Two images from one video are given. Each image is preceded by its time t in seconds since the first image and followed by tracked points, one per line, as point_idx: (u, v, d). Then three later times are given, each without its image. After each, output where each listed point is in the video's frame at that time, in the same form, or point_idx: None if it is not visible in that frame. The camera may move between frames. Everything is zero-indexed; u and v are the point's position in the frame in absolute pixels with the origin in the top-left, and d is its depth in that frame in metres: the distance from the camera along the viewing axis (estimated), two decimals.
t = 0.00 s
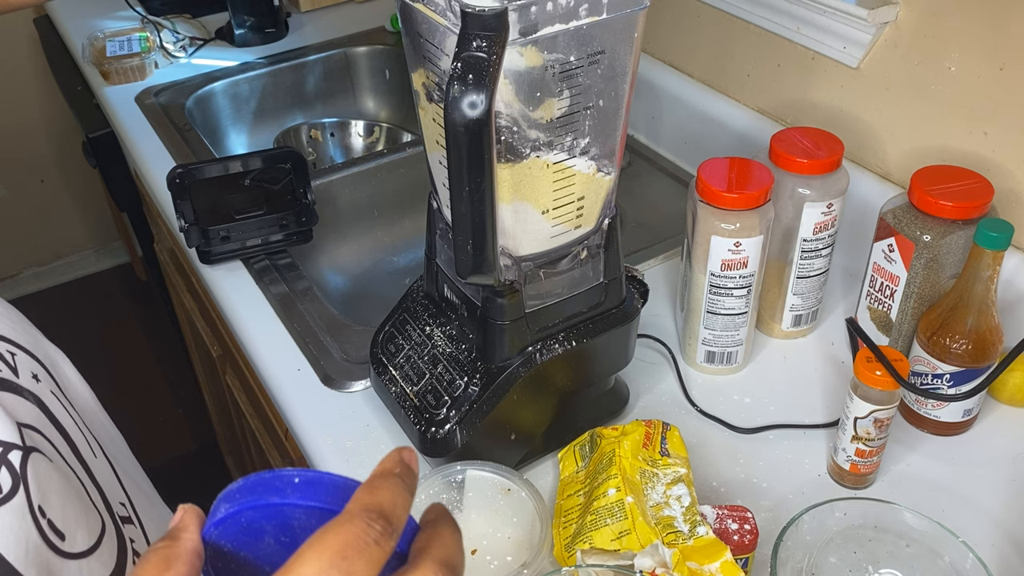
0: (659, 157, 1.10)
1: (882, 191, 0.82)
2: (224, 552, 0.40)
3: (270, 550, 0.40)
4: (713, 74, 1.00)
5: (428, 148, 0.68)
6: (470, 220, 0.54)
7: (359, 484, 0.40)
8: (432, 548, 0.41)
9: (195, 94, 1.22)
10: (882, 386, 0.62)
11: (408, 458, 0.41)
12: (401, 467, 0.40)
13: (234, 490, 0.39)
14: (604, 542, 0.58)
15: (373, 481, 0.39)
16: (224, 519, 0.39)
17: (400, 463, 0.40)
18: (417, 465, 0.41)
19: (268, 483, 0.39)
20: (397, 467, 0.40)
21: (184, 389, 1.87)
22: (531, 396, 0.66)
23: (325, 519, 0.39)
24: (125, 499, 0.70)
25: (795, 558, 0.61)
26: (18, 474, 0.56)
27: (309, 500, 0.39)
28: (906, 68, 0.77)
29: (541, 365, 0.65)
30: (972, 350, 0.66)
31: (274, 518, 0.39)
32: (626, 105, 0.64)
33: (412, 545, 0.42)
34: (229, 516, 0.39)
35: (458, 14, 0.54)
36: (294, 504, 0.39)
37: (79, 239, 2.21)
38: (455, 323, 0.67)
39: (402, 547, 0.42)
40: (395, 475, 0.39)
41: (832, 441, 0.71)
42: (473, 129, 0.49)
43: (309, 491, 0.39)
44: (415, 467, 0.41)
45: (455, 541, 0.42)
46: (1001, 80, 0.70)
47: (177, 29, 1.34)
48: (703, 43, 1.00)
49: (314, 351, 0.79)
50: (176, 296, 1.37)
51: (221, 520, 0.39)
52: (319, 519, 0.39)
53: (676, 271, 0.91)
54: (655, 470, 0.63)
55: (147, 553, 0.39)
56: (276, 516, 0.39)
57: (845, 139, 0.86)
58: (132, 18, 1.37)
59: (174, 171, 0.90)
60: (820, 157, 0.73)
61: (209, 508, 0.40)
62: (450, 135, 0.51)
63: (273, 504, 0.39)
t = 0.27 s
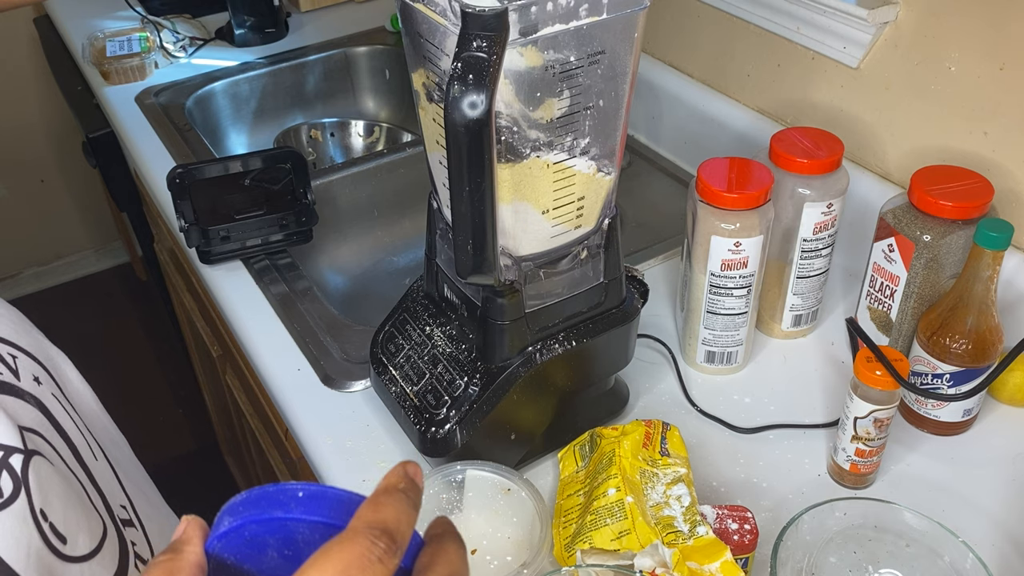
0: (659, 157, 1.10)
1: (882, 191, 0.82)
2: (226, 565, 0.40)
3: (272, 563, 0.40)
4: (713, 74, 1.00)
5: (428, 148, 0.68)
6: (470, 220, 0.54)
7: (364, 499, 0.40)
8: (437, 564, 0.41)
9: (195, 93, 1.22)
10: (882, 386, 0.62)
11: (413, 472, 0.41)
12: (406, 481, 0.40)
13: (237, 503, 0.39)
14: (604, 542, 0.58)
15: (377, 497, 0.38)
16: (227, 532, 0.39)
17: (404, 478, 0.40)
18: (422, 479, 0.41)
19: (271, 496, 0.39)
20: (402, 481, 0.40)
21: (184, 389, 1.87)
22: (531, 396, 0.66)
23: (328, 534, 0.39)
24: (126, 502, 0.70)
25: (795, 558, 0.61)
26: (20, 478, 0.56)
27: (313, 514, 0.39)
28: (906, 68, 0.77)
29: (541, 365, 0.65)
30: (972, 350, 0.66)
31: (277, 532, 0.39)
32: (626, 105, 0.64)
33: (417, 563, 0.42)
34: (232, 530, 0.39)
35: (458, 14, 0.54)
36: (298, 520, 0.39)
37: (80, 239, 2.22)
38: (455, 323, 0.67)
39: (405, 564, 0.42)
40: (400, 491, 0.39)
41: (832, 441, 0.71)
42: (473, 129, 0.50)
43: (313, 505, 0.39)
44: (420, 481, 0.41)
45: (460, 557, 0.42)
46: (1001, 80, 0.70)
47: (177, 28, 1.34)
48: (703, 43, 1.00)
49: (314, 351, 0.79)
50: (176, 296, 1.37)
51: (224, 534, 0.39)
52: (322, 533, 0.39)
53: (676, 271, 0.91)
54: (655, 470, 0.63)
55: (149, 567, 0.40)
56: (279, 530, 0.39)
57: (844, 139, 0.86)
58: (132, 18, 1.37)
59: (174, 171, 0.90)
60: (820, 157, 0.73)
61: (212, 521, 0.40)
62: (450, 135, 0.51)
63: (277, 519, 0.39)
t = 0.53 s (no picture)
0: (659, 157, 1.10)
1: (882, 191, 0.82)
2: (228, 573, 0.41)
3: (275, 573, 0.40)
4: (713, 74, 1.00)
5: (428, 148, 0.68)
6: (470, 220, 0.54)
7: (366, 510, 0.40)
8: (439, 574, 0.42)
9: (195, 93, 1.22)
10: (882, 386, 0.62)
11: (417, 483, 0.41)
12: (410, 493, 0.40)
13: (240, 513, 0.39)
14: (604, 542, 0.58)
15: (381, 510, 0.39)
16: (230, 542, 0.39)
17: (408, 490, 0.40)
18: (425, 491, 0.41)
19: (274, 507, 0.39)
20: (406, 493, 0.40)
21: (184, 389, 1.87)
22: (531, 396, 0.66)
23: (331, 545, 0.39)
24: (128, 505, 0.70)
25: (795, 558, 0.61)
26: (21, 482, 0.56)
27: (315, 526, 0.39)
28: (906, 68, 0.77)
29: (541, 365, 0.65)
30: (972, 350, 0.66)
31: (280, 543, 0.39)
32: (626, 105, 0.64)
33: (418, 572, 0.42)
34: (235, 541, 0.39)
35: (458, 13, 0.54)
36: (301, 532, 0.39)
37: (80, 239, 2.21)
38: (455, 323, 0.67)
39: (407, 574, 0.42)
40: (404, 503, 0.39)
41: (832, 441, 0.71)
42: (473, 129, 0.50)
43: (315, 516, 0.39)
44: (424, 493, 0.41)
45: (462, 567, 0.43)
46: (1001, 80, 0.70)
47: (177, 29, 1.34)
48: (703, 44, 1.00)
49: (314, 351, 0.79)
50: (176, 296, 1.37)
51: (227, 544, 0.39)
52: (325, 544, 0.39)
53: (676, 271, 0.91)
54: (655, 470, 0.63)
55: None
56: (281, 542, 0.39)
57: (844, 139, 0.86)
58: (132, 18, 1.37)
59: (174, 171, 0.90)
60: (820, 157, 0.73)
61: (215, 530, 0.40)
62: (450, 135, 0.51)
63: (279, 530, 0.39)
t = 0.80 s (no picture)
0: (659, 157, 1.10)
1: (882, 191, 0.82)
2: None
3: None
4: (714, 74, 1.00)
5: (428, 148, 0.68)
6: (470, 221, 0.54)
7: (371, 520, 0.40)
8: None
9: (195, 93, 1.22)
10: (882, 386, 0.62)
11: (422, 495, 0.42)
12: (416, 504, 0.41)
13: (245, 521, 0.39)
14: (604, 542, 0.58)
15: (388, 519, 0.40)
16: (234, 551, 0.39)
17: (415, 500, 0.41)
18: (431, 502, 0.42)
19: (279, 516, 0.39)
20: (411, 503, 0.41)
21: (185, 389, 1.87)
22: (531, 396, 0.66)
23: (336, 556, 0.39)
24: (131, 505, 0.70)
25: (795, 558, 0.61)
26: (24, 487, 0.56)
27: (321, 536, 0.39)
28: (906, 68, 0.77)
29: (541, 365, 0.65)
30: (972, 350, 0.66)
31: (284, 552, 0.39)
32: (626, 105, 0.64)
33: None
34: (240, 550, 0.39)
35: (457, 13, 0.54)
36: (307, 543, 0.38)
37: (80, 239, 2.21)
38: (455, 323, 0.67)
39: None
40: (410, 513, 0.40)
41: (832, 441, 0.71)
42: (473, 129, 0.50)
43: (320, 527, 0.39)
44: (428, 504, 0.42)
45: None
46: (1001, 80, 0.70)
47: (177, 29, 1.34)
48: (703, 43, 1.00)
49: (314, 351, 0.79)
50: (176, 296, 1.37)
51: (232, 553, 0.39)
52: (330, 555, 0.39)
53: (676, 271, 0.91)
54: (655, 470, 0.63)
55: None
56: (286, 551, 0.39)
57: (844, 139, 0.86)
58: (132, 18, 1.36)
59: (174, 171, 0.90)
60: (820, 158, 0.73)
61: (219, 539, 0.39)
62: (450, 136, 0.50)
63: (284, 539, 0.38)
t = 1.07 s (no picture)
0: (659, 157, 1.10)
1: (882, 191, 0.82)
2: None
3: None
4: (713, 75, 1.00)
5: (428, 148, 0.68)
6: (470, 220, 0.54)
7: (379, 522, 0.41)
8: None
9: (195, 93, 1.22)
10: (882, 386, 0.62)
11: (430, 496, 0.42)
12: (424, 504, 0.42)
13: (254, 523, 0.39)
14: (604, 542, 0.58)
15: (397, 523, 0.40)
16: (243, 552, 0.39)
17: (423, 502, 0.42)
18: (438, 504, 0.43)
19: (289, 517, 0.39)
20: (420, 505, 0.41)
21: (184, 389, 1.87)
22: (531, 396, 0.66)
23: (345, 558, 0.40)
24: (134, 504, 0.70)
25: (795, 558, 0.61)
26: (30, 487, 0.56)
27: (330, 537, 0.39)
28: (906, 68, 0.77)
29: (541, 365, 0.65)
30: (972, 350, 0.66)
31: (293, 554, 0.39)
32: (626, 105, 0.64)
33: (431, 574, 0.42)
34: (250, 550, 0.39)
35: (457, 13, 0.54)
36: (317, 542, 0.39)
37: (80, 239, 2.21)
38: (455, 323, 0.67)
39: None
40: (419, 515, 0.41)
41: (832, 441, 0.71)
42: (473, 129, 0.50)
43: (330, 528, 0.39)
44: (436, 506, 0.43)
45: None
46: (1001, 80, 0.70)
47: (177, 29, 1.34)
48: (703, 44, 1.00)
49: (314, 351, 0.79)
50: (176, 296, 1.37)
51: (240, 554, 0.39)
52: (339, 556, 0.40)
53: (676, 271, 0.91)
54: (655, 470, 0.63)
55: None
56: (296, 552, 0.39)
57: (844, 139, 0.86)
58: (132, 18, 1.36)
59: (174, 171, 0.91)
60: (820, 158, 0.73)
61: (228, 541, 0.39)
62: (450, 136, 0.50)
63: (294, 541, 0.39)
